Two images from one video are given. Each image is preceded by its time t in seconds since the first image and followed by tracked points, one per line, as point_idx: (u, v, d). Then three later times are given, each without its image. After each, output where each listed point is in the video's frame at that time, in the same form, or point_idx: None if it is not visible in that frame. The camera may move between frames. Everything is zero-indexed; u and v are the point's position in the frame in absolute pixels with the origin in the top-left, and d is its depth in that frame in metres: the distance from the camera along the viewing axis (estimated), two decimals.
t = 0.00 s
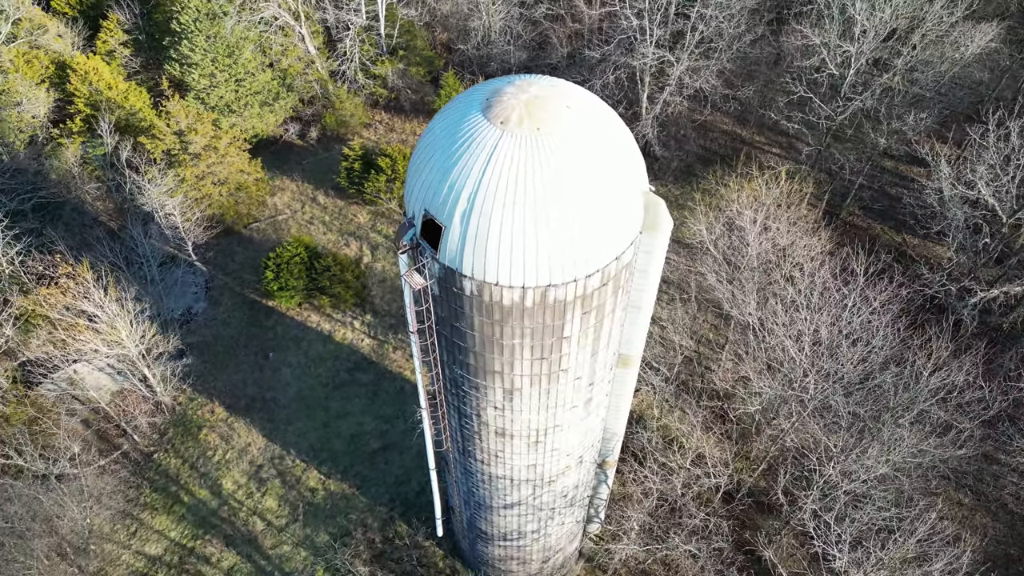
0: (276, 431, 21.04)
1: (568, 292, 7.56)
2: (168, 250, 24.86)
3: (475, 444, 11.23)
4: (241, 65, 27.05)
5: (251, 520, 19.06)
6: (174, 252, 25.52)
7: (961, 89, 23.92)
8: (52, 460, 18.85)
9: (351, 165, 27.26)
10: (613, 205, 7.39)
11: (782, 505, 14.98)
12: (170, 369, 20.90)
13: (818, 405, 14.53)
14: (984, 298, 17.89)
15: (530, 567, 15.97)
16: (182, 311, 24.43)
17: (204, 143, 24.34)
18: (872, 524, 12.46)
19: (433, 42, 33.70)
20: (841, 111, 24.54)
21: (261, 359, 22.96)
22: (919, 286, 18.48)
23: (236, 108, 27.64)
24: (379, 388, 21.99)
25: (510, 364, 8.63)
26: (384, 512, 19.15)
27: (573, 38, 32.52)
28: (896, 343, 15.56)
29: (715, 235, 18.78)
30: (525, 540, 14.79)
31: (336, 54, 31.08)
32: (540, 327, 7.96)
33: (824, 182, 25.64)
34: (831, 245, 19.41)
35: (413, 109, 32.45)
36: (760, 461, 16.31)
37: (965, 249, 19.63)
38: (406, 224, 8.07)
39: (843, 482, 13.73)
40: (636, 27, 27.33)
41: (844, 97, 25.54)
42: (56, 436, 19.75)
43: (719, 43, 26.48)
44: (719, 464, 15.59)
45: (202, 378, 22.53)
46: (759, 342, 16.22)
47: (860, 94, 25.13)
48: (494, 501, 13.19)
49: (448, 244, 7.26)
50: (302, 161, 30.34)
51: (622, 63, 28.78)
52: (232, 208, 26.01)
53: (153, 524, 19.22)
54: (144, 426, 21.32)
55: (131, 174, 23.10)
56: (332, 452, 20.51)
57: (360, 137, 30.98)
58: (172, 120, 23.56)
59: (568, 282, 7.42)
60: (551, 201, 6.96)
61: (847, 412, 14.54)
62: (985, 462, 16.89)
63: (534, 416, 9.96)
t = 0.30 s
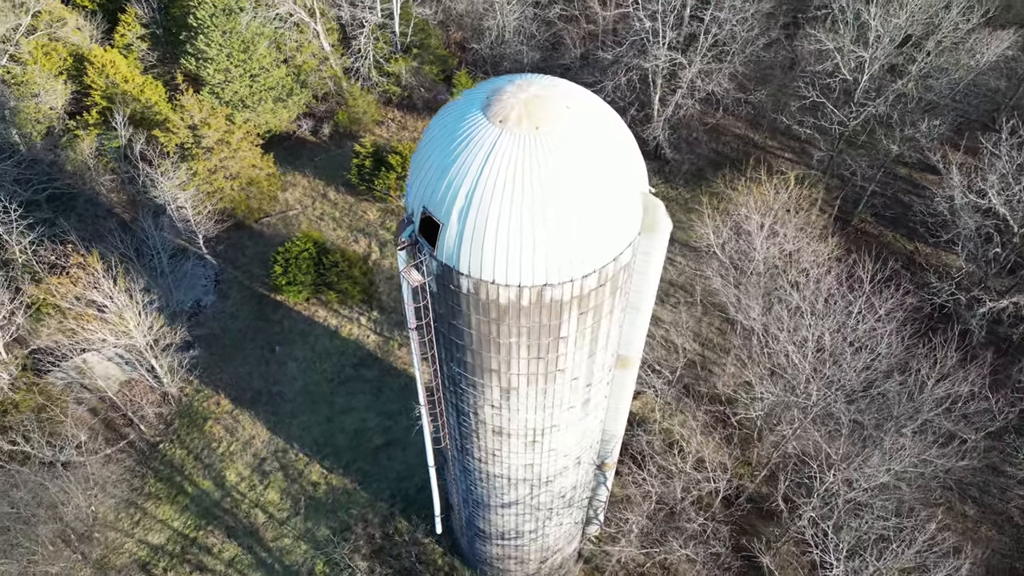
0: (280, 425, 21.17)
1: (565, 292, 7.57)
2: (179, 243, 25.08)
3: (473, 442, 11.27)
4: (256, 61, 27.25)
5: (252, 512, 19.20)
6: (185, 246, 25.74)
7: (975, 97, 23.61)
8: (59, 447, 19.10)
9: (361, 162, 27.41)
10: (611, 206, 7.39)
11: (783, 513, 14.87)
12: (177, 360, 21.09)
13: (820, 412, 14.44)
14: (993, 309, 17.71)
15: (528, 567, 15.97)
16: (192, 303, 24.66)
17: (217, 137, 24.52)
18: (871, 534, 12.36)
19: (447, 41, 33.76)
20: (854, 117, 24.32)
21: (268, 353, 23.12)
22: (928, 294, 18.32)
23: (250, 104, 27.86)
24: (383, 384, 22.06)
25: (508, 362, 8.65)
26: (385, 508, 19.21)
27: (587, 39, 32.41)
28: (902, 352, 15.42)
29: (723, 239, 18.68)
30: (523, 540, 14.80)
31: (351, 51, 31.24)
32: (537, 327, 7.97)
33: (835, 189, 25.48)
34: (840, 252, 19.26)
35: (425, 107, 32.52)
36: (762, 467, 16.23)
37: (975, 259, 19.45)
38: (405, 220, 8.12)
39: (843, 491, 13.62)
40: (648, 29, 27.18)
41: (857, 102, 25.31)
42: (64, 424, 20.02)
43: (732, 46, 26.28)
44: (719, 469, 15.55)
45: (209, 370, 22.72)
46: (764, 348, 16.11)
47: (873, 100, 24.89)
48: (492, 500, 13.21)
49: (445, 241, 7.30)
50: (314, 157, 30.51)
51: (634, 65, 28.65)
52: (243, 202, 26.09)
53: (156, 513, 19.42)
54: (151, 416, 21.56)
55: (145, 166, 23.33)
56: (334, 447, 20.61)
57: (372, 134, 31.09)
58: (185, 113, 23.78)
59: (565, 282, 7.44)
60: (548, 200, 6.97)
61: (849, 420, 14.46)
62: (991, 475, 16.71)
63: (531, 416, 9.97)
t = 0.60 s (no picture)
0: (285, 419, 21.31)
1: (561, 293, 7.58)
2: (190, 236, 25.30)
3: (471, 440, 11.29)
4: (271, 57, 27.44)
5: (254, 504, 19.35)
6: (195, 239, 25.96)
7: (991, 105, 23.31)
8: (66, 435, 19.34)
9: (372, 159, 27.56)
10: (610, 207, 7.38)
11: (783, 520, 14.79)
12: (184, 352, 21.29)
13: (823, 420, 14.35)
14: (1003, 319, 17.52)
15: (526, 567, 15.98)
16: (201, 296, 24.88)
17: (229, 132, 24.68)
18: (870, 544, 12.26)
19: (461, 40, 33.81)
20: (866, 123, 24.09)
21: (274, 347, 23.27)
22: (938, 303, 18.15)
23: (264, 99, 28.08)
24: (387, 380, 22.14)
25: (505, 361, 8.66)
26: (385, 504, 19.28)
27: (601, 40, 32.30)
28: (908, 361, 15.29)
29: (731, 243, 18.58)
30: (521, 540, 14.80)
31: (365, 48, 31.37)
32: (534, 326, 7.98)
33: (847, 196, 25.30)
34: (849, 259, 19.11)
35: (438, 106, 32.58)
36: (764, 473, 16.15)
37: (985, 268, 19.26)
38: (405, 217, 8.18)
39: (843, 500, 13.53)
40: (660, 31, 27.02)
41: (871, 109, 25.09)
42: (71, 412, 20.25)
43: (745, 50, 26.07)
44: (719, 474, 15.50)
45: (216, 363, 22.90)
46: (769, 354, 16.03)
47: (887, 106, 24.64)
48: (489, 499, 13.24)
49: (442, 238, 7.35)
50: (326, 154, 30.68)
51: (647, 67, 28.50)
52: (254, 197, 26.25)
53: (160, 503, 19.61)
54: (157, 407, 21.78)
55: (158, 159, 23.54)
56: (337, 442, 20.72)
57: (384, 132, 31.21)
58: (199, 108, 23.99)
59: (562, 283, 7.44)
60: (545, 199, 6.99)
61: (850, 428, 14.42)
62: (997, 487, 16.53)
63: (528, 415, 9.98)
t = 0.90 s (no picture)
0: (289, 412, 21.46)
1: (557, 293, 7.59)
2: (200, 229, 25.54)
3: (469, 438, 11.32)
4: (286, 53, 27.66)
5: (257, 497, 19.51)
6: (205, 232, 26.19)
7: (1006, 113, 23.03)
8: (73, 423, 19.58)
9: (384, 156, 27.68)
10: (607, 209, 7.38)
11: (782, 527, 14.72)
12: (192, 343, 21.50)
13: (824, 427, 14.26)
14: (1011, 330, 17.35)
15: (523, 566, 15.99)
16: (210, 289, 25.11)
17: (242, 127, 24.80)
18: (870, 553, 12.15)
19: (475, 39, 33.86)
20: (879, 129, 23.89)
21: (281, 341, 23.44)
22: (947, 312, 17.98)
23: (278, 95, 28.34)
24: (392, 376, 22.25)
25: (502, 360, 8.69)
26: (386, 499, 19.38)
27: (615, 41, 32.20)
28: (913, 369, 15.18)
29: (738, 248, 18.50)
30: (518, 539, 14.82)
31: (380, 46, 31.51)
32: (530, 326, 7.99)
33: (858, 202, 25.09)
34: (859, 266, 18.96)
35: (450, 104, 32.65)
36: (765, 479, 16.08)
37: (996, 278, 19.02)
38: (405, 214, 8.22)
39: (843, 508, 13.44)
40: (673, 34, 26.91)
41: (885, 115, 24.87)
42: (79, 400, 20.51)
43: (757, 53, 25.90)
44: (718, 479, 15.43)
45: (223, 355, 23.11)
46: (773, 360, 15.96)
47: (899, 112, 24.39)
48: (487, 497, 13.26)
49: (440, 235, 7.38)
50: (338, 150, 30.86)
51: (659, 69, 28.37)
52: (266, 191, 26.39)
53: (164, 493, 19.81)
54: (164, 397, 22.00)
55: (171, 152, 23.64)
56: (340, 436, 20.84)
57: (396, 130, 31.33)
58: (213, 102, 24.06)
59: (558, 283, 7.45)
60: (542, 199, 7.00)
61: (851, 436, 14.32)
62: (1003, 499, 16.35)
63: (525, 415, 9.99)
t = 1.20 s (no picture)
0: (294, 406, 21.61)
1: (554, 292, 7.60)
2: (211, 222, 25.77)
3: (467, 436, 11.34)
4: (301, 49, 27.80)
5: (259, 489, 19.66)
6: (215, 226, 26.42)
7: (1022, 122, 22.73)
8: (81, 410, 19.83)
9: (394, 153, 27.77)
10: (605, 209, 7.38)
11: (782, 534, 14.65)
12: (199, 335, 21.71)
13: (826, 434, 14.19)
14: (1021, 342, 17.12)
15: (521, 565, 16.00)
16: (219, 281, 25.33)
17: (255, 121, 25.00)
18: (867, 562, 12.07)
19: (489, 38, 33.85)
20: (892, 136, 23.66)
21: (288, 335, 23.61)
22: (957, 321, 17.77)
23: (292, 91, 28.45)
24: (396, 373, 22.33)
25: (499, 358, 8.71)
26: (387, 495, 19.48)
27: (629, 42, 32.06)
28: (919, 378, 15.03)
29: (746, 252, 18.40)
30: (516, 538, 14.84)
31: (394, 44, 31.62)
32: (527, 325, 8.01)
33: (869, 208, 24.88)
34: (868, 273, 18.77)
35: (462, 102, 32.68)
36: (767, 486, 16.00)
37: (1007, 288, 18.75)
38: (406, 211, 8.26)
39: (842, 516, 13.35)
40: (685, 36, 26.77)
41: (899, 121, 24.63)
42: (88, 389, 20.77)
43: (771, 56, 25.70)
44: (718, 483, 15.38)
45: (230, 347, 23.31)
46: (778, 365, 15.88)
47: (912, 119, 24.16)
48: (486, 495, 13.29)
49: (438, 232, 7.42)
50: (350, 147, 31.02)
51: (671, 71, 28.21)
52: (277, 186, 26.54)
53: (168, 482, 20.02)
54: (171, 388, 22.23)
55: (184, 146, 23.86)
56: (344, 431, 20.96)
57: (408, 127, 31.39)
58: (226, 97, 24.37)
59: (554, 282, 7.47)
60: (539, 198, 7.01)
61: (853, 444, 14.22)
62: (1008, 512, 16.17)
63: (523, 413, 10.01)
